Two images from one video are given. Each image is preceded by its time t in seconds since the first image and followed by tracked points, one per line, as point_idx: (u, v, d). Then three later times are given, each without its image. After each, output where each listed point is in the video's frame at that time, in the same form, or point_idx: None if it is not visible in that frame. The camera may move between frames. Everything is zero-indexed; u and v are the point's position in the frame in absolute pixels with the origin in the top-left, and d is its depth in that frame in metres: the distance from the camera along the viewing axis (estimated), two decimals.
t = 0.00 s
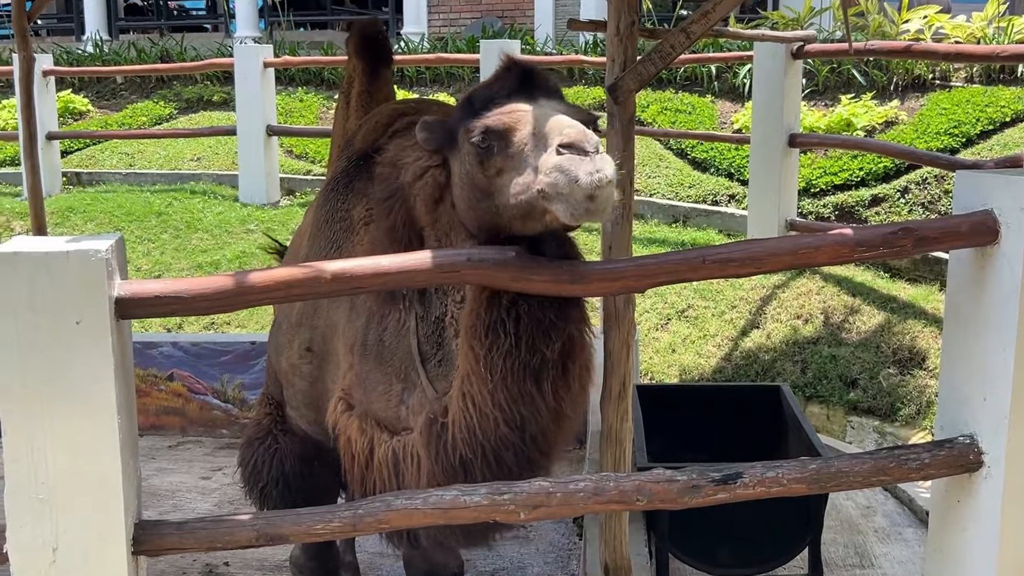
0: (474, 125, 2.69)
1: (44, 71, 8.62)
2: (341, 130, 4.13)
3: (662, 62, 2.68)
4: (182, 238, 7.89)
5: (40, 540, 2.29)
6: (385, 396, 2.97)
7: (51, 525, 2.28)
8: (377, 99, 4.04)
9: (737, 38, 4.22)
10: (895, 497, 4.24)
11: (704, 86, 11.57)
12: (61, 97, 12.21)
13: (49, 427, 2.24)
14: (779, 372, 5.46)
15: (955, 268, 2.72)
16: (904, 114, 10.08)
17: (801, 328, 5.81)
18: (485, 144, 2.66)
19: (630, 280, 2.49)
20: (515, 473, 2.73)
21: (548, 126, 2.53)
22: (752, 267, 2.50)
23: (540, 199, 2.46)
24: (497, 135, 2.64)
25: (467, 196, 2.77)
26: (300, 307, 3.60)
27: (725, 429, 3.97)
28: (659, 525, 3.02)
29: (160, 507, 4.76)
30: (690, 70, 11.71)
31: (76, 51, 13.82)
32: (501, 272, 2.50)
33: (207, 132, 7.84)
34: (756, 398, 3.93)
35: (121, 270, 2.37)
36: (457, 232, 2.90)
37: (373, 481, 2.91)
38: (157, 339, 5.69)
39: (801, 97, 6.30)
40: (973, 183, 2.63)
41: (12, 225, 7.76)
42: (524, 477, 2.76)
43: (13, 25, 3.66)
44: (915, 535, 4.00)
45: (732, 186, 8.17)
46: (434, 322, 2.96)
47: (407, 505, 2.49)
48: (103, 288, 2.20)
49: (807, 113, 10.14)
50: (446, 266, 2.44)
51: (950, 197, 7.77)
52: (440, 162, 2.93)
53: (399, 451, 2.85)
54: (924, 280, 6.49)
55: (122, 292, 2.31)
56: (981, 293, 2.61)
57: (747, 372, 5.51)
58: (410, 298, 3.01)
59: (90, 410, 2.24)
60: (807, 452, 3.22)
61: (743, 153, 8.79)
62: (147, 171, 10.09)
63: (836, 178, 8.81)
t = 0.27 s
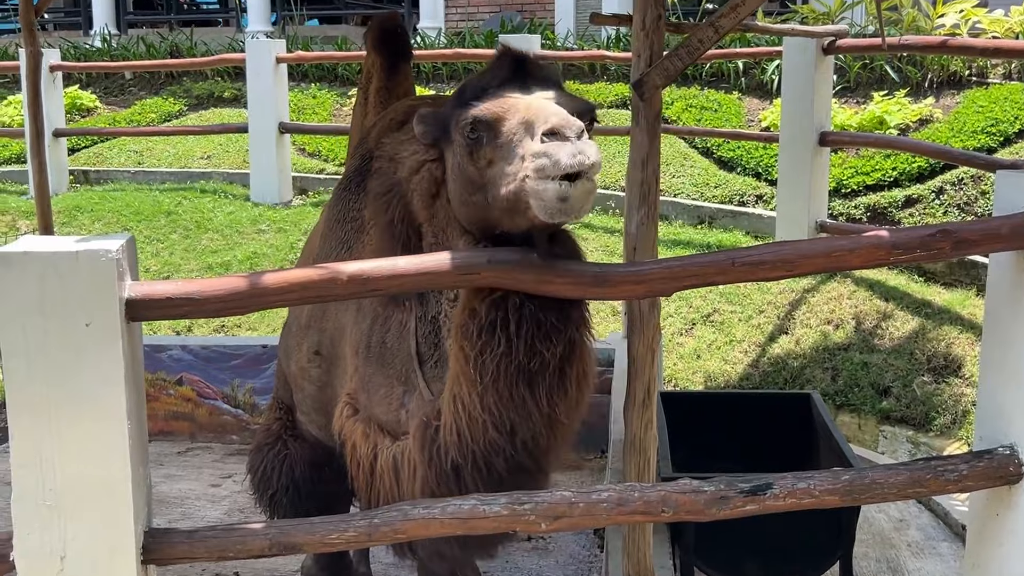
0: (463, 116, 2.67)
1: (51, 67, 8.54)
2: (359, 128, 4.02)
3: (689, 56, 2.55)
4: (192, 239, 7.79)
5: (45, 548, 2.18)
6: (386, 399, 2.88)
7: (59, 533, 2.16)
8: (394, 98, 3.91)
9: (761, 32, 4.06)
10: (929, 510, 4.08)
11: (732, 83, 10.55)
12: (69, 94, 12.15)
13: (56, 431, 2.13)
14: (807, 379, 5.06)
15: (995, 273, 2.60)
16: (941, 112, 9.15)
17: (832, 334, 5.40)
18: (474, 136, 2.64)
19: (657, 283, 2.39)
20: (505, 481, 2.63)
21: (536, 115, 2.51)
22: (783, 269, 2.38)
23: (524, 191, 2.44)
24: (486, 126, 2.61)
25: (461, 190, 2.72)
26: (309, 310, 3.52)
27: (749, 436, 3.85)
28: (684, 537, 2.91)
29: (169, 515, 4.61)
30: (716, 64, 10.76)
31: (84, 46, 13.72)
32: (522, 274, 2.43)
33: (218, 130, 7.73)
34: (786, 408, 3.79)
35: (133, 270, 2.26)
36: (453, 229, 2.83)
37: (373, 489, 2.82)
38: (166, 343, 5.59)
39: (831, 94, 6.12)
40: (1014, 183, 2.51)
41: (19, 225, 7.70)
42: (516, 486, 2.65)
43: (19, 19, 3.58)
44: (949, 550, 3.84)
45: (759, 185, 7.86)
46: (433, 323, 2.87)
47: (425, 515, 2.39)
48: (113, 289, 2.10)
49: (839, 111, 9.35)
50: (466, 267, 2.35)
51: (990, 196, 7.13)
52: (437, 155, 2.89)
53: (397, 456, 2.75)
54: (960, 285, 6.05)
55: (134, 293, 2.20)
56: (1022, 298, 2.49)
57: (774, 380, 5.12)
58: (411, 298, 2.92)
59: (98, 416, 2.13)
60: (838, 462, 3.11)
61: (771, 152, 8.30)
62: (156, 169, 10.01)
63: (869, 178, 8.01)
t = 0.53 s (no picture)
0: (452, 107, 2.63)
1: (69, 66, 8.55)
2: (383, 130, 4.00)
3: (717, 56, 2.50)
4: (210, 239, 7.76)
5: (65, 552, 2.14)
6: (393, 399, 2.88)
7: (79, 535, 2.13)
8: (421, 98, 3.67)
9: (789, 30, 3.97)
10: (960, 520, 3.98)
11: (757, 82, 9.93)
12: (87, 93, 12.18)
13: (76, 433, 2.09)
14: (835, 385, 4.96)
15: None
16: (971, 112, 8.60)
17: (860, 338, 5.29)
18: (462, 129, 2.59)
19: (684, 286, 2.34)
20: (498, 480, 2.55)
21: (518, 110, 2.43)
22: (814, 272, 2.32)
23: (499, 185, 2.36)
24: (473, 119, 2.56)
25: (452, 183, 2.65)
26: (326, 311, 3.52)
27: (774, 442, 3.80)
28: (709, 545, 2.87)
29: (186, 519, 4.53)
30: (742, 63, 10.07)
31: (102, 44, 13.72)
32: (547, 277, 2.37)
33: (236, 130, 7.70)
34: (813, 412, 3.74)
35: (154, 271, 2.23)
36: (450, 224, 2.76)
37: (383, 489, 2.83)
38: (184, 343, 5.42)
39: (860, 95, 6.04)
40: None
41: (36, 225, 7.71)
42: (511, 485, 2.57)
43: (40, 18, 3.56)
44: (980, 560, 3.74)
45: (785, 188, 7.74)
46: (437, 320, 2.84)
47: (447, 521, 2.35)
48: (135, 291, 2.07)
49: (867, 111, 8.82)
50: (491, 269, 2.33)
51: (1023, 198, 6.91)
52: (435, 146, 2.83)
53: (401, 456, 2.74)
54: (993, 289, 5.91)
55: (155, 295, 2.17)
56: None
57: (801, 386, 5.03)
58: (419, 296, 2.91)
59: (119, 418, 2.10)
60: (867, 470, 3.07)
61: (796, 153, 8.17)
62: (174, 170, 10.00)
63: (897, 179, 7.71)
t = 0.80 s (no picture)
0: (447, 102, 2.63)
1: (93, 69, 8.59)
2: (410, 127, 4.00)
3: (742, 58, 2.49)
4: (233, 242, 7.75)
5: (91, 551, 2.14)
6: (399, 399, 2.93)
7: (105, 535, 2.13)
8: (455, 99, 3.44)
9: (812, 32, 3.95)
10: (985, 526, 3.93)
11: (780, 84, 9.87)
12: (110, 96, 12.26)
13: (101, 435, 2.10)
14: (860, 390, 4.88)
15: None
16: (997, 114, 8.49)
17: (884, 343, 5.22)
18: (456, 124, 2.60)
19: (709, 289, 2.32)
20: (492, 476, 2.59)
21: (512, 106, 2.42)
22: (840, 276, 2.30)
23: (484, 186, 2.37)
24: (467, 115, 2.56)
25: (447, 179, 2.68)
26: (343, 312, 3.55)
27: (796, 445, 3.78)
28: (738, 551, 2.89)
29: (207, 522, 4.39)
30: (765, 66, 10.05)
31: (124, 47, 13.79)
32: (572, 281, 2.37)
33: (257, 132, 7.71)
34: (837, 417, 3.71)
35: (179, 274, 2.23)
36: (446, 220, 2.80)
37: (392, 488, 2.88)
38: (205, 344, 5.24)
39: (885, 97, 6.02)
40: None
41: (59, 227, 7.77)
42: (505, 481, 2.60)
43: (63, 21, 3.58)
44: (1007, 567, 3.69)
45: (809, 190, 7.69)
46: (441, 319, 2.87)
47: (471, 524, 2.34)
48: (160, 293, 2.07)
49: (890, 113, 8.73)
50: (514, 273, 2.34)
51: None
52: (432, 142, 2.87)
53: (404, 455, 2.80)
54: (1019, 293, 5.84)
55: (180, 297, 2.17)
56: None
57: (826, 391, 4.95)
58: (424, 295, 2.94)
59: (144, 420, 2.10)
60: (891, 475, 3.09)
61: (820, 155, 8.15)
62: (197, 172, 10.01)
63: (922, 181, 7.66)
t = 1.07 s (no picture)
0: (442, 105, 2.64)
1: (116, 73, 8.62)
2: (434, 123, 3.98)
3: (768, 61, 2.48)
4: (254, 244, 7.73)
5: (117, 553, 2.14)
6: (405, 400, 2.93)
7: (130, 537, 2.13)
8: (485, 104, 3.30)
9: (838, 36, 3.92)
10: (1012, 533, 3.88)
11: (804, 87, 9.81)
12: (132, 99, 12.24)
13: (126, 437, 2.10)
14: (885, 395, 4.82)
15: None
16: None
17: (909, 347, 5.13)
18: (451, 128, 2.61)
19: (736, 293, 2.31)
20: (491, 475, 2.57)
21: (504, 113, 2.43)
22: (867, 280, 2.28)
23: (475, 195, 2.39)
24: (461, 120, 2.57)
25: (443, 181, 2.67)
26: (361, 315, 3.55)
27: (818, 450, 3.75)
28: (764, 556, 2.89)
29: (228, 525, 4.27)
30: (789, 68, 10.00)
31: (146, 51, 13.81)
32: (597, 286, 2.34)
33: (279, 135, 7.71)
34: (862, 424, 3.69)
35: (205, 276, 2.23)
36: (446, 223, 2.78)
37: (403, 490, 2.89)
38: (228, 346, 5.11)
39: (910, 100, 5.99)
40: None
41: (82, 230, 7.82)
42: (504, 480, 2.59)
43: (87, 24, 3.60)
44: None
45: (833, 194, 7.64)
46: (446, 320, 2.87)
47: (494, 528, 2.33)
48: (186, 296, 2.07)
49: (914, 116, 8.67)
50: (539, 276, 2.34)
51: None
52: (432, 142, 2.81)
53: (411, 457, 2.80)
54: None
55: (207, 300, 2.17)
56: None
57: (851, 396, 4.90)
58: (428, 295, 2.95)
59: (170, 423, 2.10)
60: (917, 481, 3.08)
61: (845, 159, 8.12)
62: (218, 176, 9.89)
63: (948, 185, 7.60)
